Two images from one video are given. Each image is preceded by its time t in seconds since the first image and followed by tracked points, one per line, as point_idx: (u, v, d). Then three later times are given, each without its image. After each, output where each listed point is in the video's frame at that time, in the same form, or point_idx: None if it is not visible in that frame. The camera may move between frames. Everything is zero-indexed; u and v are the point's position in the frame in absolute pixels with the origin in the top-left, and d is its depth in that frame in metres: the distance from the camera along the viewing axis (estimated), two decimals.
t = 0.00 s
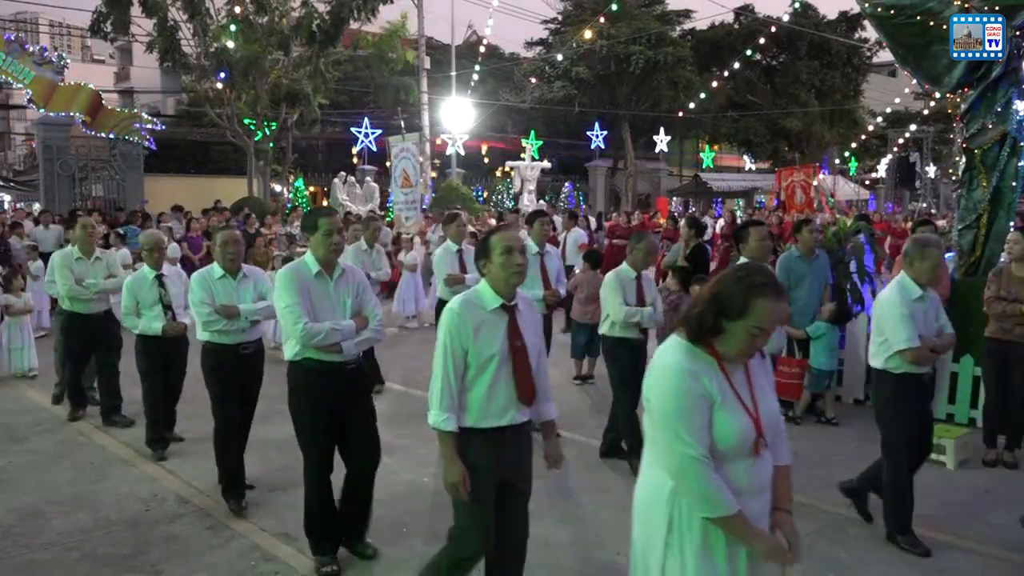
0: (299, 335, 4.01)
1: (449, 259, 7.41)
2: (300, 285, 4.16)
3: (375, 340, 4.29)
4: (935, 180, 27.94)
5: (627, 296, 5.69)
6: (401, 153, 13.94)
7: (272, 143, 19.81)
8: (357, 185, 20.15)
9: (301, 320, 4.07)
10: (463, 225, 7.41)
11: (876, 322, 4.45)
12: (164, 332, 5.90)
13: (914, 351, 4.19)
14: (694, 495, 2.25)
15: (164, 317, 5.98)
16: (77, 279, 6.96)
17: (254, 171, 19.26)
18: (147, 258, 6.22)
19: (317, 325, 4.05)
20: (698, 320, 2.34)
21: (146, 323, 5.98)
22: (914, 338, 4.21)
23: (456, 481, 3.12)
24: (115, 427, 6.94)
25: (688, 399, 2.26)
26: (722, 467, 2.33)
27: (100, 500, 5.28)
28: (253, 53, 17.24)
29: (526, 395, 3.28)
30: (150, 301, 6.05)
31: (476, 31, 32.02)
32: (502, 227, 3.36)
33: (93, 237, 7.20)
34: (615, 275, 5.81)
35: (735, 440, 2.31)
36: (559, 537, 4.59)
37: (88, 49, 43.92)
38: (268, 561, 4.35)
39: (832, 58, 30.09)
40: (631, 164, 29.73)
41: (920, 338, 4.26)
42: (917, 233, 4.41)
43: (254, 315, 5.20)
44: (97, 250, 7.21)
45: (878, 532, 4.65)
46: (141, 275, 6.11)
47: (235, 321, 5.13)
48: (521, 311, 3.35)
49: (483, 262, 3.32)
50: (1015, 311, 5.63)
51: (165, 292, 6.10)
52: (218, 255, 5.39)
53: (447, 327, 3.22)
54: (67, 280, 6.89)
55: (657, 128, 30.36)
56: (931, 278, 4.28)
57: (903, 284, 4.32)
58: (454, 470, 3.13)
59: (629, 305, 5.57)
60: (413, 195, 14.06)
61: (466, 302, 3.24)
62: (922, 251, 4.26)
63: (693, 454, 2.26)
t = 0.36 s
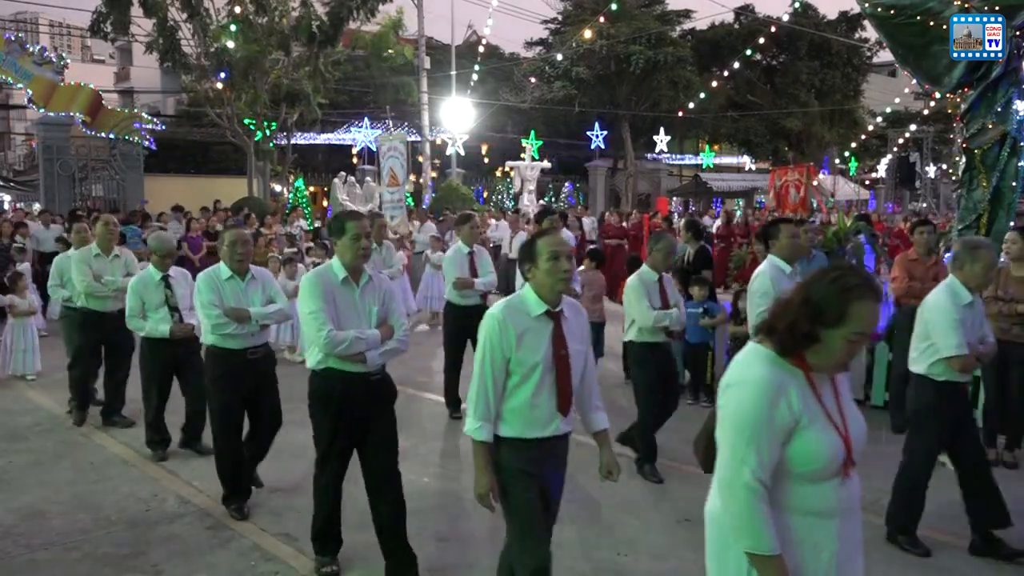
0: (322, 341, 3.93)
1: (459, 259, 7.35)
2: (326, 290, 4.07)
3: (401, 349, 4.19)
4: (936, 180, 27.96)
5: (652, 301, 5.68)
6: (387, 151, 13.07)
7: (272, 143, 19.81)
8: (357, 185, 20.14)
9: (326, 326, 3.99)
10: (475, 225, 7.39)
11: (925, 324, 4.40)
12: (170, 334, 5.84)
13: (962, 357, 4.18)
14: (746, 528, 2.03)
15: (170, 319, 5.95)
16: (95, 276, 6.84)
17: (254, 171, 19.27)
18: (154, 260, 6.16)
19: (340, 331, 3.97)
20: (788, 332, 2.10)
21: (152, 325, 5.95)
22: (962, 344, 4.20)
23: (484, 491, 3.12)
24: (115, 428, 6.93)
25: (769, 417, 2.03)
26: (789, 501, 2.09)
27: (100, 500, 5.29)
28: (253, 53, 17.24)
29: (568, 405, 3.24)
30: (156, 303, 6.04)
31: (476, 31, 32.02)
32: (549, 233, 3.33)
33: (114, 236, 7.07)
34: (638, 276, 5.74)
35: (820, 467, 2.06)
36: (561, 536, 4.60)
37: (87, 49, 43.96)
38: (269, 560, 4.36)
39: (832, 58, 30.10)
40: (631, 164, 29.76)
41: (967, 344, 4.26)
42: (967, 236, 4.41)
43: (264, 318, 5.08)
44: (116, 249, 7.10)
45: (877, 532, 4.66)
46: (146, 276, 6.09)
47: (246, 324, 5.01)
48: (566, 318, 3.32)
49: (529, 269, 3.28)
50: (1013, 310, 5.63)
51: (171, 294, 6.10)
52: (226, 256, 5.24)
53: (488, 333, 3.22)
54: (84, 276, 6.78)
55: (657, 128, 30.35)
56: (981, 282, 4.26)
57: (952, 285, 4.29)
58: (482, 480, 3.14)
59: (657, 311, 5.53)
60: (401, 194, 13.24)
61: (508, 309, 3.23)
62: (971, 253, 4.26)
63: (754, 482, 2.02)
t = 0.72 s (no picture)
0: (368, 345, 3.84)
1: (483, 259, 7.32)
2: (370, 290, 3.98)
3: (444, 352, 4.13)
4: (936, 180, 27.98)
5: (684, 304, 5.52)
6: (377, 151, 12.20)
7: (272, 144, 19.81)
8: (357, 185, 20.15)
9: (370, 328, 3.90)
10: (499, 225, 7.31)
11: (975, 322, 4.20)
12: (188, 338, 5.82)
13: (1014, 353, 3.94)
14: (826, 542, 1.93)
15: (189, 321, 5.91)
16: (102, 280, 6.67)
17: (254, 171, 19.27)
18: (183, 259, 6.07)
19: (385, 333, 3.89)
20: (881, 336, 2.01)
21: (171, 326, 5.90)
22: (1016, 340, 3.96)
23: (539, 522, 2.80)
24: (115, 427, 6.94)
25: (863, 429, 1.93)
26: (876, 517, 2.00)
27: (101, 500, 5.29)
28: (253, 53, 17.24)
29: (631, 414, 3.05)
30: (178, 303, 5.96)
31: (476, 31, 32.02)
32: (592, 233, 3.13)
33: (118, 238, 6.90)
34: (672, 278, 5.62)
35: (913, 482, 1.97)
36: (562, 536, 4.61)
37: (87, 49, 44.00)
38: (269, 561, 4.36)
39: (832, 58, 30.09)
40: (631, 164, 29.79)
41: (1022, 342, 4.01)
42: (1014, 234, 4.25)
43: (278, 326, 4.92)
44: (121, 250, 6.90)
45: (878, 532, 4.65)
46: (170, 276, 5.99)
47: (260, 331, 4.85)
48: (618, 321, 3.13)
49: (575, 274, 3.06)
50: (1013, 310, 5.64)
51: (193, 295, 6.02)
52: (244, 259, 5.00)
53: (541, 345, 2.94)
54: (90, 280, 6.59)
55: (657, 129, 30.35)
56: None
57: (1003, 281, 4.09)
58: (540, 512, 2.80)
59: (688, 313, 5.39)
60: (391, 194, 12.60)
61: (562, 318, 2.96)
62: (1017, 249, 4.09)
63: (841, 494, 1.92)
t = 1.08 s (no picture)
0: (394, 352, 3.70)
1: (502, 257, 7.23)
2: (397, 294, 3.83)
3: (472, 361, 3.99)
4: (936, 180, 27.99)
5: (717, 301, 5.54)
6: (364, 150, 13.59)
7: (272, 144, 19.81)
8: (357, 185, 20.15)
9: (397, 334, 3.76)
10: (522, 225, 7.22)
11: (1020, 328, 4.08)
12: (206, 337, 5.63)
13: None
14: (930, 551, 1.81)
15: (208, 321, 5.75)
16: (106, 283, 6.53)
17: (254, 171, 19.29)
18: (200, 258, 5.94)
19: (411, 341, 3.76)
20: (1002, 337, 1.84)
21: (188, 327, 5.74)
22: None
23: (675, 531, 2.46)
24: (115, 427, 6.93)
25: (977, 440, 1.77)
26: (987, 532, 1.84)
27: (101, 500, 5.29)
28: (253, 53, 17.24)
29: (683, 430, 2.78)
30: (196, 303, 5.85)
31: (476, 31, 32.02)
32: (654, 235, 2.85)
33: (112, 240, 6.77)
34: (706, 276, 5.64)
35: None
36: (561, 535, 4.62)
37: (88, 49, 44.00)
38: (269, 561, 4.36)
39: (832, 58, 30.08)
40: (631, 164, 29.81)
41: None
42: None
43: (310, 324, 4.83)
44: (118, 251, 6.78)
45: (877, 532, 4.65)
46: (187, 275, 5.88)
47: (293, 329, 4.77)
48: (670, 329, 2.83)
49: (633, 277, 2.77)
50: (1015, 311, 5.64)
51: (211, 295, 5.89)
52: (275, 259, 4.95)
53: (598, 351, 2.61)
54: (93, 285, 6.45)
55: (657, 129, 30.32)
56: None
57: None
58: (665, 516, 2.48)
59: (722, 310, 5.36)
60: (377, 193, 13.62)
61: (618, 324, 2.66)
62: None
63: (946, 505, 1.78)
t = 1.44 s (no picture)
0: (427, 360, 3.46)
1: (512, 264, 7.17)
2: (425, 298, 3.59)
3: (510, 364, 3.76)
4: (936, 180, 27.98)
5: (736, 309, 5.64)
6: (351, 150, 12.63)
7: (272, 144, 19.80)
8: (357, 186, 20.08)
9: (431, 341, 3.51)
10: (531, 229, 7.13)
11: None
12: (218, 343, 5.51)
13: None
14: None
15: (216, 328, 5.60)
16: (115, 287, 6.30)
17: (255, 171, 19.30)
18: (199, 263, 5.81)
19: (443, 346, 3.51)
20: None
21: (198, 335, 5.59)
22: None
23: (665, 553, 2.50)
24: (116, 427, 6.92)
25: None
26: None
27: (101, 500, 5.29)
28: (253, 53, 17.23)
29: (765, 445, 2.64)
30: (202, 311, 5.69)
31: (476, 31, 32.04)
32: (751, 235, 2.66)
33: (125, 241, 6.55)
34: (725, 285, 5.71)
35: None
36: (561, 535, 4.62)
37: (88, 49, 43.99)
38: (268, 561, 4.36)
39: (832, 58, 30.06)
40: (631, 164, 29.84)
41: None
42: None
43: (332, 331, 4.57)
44: (130, 253, 6.56)
45: (876, 531, 4.65)
46: (188, 282, 5.76)
47: (313, 336, 4.53)
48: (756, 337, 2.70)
49: (723, 278, 2.62)
50: (1016, 310, 5.64)
51: (217, 300, 5.76)
52: (293, 263, 4.69)
53: (674, 352, 2.54)
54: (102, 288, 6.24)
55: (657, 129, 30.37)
56: None
57: None
58: (664, 539, 2.50)
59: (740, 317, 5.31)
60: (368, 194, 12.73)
61: (698, 326, 2.57)
62: None
63: None
